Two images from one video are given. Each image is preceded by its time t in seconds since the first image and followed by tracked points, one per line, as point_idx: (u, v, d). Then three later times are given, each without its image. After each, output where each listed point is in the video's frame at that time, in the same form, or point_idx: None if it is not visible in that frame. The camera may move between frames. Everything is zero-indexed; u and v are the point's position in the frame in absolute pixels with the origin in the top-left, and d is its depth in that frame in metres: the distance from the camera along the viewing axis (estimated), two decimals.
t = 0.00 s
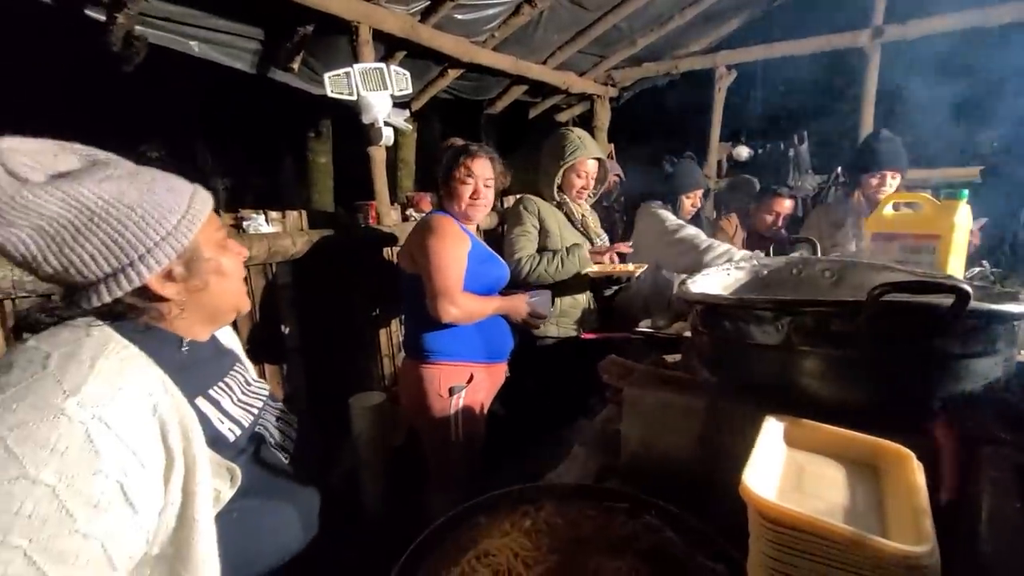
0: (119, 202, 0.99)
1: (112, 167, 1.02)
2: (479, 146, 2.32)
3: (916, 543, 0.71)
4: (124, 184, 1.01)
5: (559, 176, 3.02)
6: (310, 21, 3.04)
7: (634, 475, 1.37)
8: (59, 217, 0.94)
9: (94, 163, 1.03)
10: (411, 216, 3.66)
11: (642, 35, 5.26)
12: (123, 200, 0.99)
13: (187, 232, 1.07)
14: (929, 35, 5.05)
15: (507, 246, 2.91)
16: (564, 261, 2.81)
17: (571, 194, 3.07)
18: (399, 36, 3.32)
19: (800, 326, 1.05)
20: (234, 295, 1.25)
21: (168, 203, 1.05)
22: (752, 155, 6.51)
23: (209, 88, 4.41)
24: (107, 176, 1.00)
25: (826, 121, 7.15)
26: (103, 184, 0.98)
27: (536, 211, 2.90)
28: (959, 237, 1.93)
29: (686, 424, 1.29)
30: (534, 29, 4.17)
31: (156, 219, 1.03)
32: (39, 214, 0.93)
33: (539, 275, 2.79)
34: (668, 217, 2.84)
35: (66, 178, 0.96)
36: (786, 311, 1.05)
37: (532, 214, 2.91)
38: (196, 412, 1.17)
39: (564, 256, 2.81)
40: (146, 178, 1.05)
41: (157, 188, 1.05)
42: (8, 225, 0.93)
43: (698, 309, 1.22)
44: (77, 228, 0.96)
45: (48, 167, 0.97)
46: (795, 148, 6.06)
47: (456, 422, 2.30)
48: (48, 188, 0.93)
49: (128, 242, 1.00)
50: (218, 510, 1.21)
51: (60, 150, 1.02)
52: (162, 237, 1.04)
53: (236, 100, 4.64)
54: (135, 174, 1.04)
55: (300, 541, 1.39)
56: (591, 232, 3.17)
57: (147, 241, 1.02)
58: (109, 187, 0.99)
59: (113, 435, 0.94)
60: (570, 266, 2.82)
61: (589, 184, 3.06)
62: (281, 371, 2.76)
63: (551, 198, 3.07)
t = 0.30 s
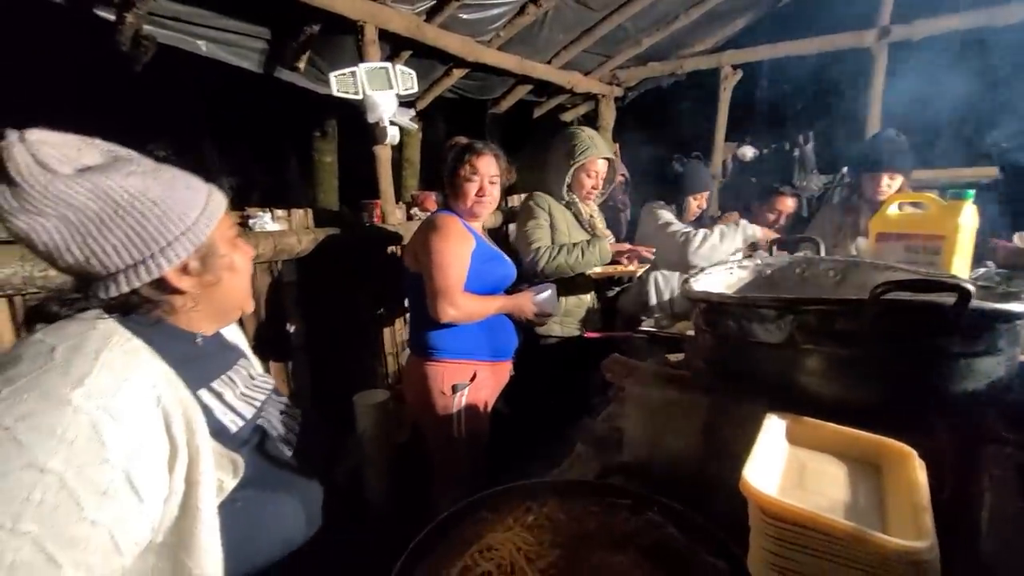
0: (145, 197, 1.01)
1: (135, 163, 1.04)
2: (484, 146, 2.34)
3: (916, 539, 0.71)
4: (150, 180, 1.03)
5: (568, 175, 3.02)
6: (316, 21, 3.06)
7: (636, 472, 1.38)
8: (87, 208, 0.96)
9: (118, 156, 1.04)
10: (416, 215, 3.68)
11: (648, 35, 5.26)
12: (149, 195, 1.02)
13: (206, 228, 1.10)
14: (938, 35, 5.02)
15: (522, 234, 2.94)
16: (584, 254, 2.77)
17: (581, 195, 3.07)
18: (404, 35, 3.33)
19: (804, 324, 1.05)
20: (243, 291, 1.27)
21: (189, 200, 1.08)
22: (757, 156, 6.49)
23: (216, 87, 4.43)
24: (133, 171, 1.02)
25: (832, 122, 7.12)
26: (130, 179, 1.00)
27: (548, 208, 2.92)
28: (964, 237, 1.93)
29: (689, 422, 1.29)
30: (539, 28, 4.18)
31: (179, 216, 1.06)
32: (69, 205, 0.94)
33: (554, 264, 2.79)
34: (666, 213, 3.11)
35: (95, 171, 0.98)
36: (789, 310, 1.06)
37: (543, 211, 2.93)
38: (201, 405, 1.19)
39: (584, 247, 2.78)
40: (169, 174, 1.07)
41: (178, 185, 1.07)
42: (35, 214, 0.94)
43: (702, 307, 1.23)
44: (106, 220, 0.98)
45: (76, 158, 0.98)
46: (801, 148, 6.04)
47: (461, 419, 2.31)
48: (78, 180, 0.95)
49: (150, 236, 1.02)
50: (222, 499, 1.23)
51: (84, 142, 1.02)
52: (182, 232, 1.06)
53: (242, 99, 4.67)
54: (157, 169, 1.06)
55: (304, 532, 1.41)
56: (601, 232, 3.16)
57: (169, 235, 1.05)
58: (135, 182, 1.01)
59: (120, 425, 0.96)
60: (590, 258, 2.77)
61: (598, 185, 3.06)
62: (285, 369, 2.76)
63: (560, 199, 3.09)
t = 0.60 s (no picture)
0: (146, 200, 1.04)
1: (135, 167, 1.07)
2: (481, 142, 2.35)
3: (911, 534, 0.73)
4: (151, 184, 1.05)
5: (578, 176, 3.02)
6: (321, 24, 3.09)
7: (638, 469, 1.40)
8: (89, 212, 0.98)
9: (119, 161, 1.07)
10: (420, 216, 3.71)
11: (652, 35, 5.26)
12: (149, 200, 1.04)
13: (207, 232, 1.13)
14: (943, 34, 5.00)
15: (528, 232, 2.96)
16: (591, 254, 2.80)
17: (590, 197, 3.08)
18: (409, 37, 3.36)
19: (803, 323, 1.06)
20: (242, 292, 1.30)
21: (189, 204, 1.10)
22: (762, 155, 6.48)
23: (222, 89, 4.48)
24: (134, 174, 1.04)
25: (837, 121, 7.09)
26: (132, 183, 1.03)
27: (556, 208, 2.94)
28: (968, 237, 1.93)
29: (690, 420, 1.31)
30: (543, 29, 4.19)
31: (178, 219, 1.08)
32: (71, 209, 0.97)
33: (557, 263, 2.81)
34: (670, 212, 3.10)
35: (94, 175, 1.00)
36: (789, 310, 1.07)
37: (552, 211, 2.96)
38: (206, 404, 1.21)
39: (590, 248, 2.81)
40: (169, 178, 1.10)
41: (179, 189, 1.10)
42: (38, 219, 0.97)
43: (703, 307, 1.24)
44: (106, 223, 1.00)
45: (78, 163, 1.00)
46: (805, 147, 6.03)
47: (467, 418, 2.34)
48: (81, 184, 0.97)
49: (150, 240, 1.04)
50: (230, 494, 1.25)
51: (87, 145, 1.05)
52: (183, 235, 1.08)
53: (248, 101, 4.71)
54: (157, 174, 1.09)
55: (309, 526, 1.43)
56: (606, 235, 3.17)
57: (170, 239, 1.07)
58: (136, 186, 1.03)
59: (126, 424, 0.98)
60: (595, 259, 2.80)
61: (607, 186, 3.07)
62: (293, 367, 2.82)
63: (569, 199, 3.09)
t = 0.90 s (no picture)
0: (146, 201, 1.05)
1: (136, 169, 1.09)
2: (483, 142, 2.35)
3: (918, 527, 0.74)
4: (149, 185, 1.07)
5: (583, 175, 3.01)
6: (327, 25, 3.11)
7: (644, 466, 1.41)
8: (90, 213, 1.00)
9: (119, 163, 1.09)
10: (425, 216, 3.73)
11: (656, 35, 5.27)
12: (150, 200, 1.06)
13: (207, 231, 1.14)
14: (948, 32, 4.98)
15: (533, 231, 2.99)
16: (595, 255, 2.84)
17: (596, 197, 3.09)
18: (414, 38, 3.38)
19: (808, 321, 1.07)
20: (242, 291, 1.32)
21: (189, 204, 1.12)
22: (766, 154, 6.47)
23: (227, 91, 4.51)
24: (134, 176, 1.06)
25: (841, 120, 7.08)
26: (132, 184, 1.04)
27: (562, 208, 2.95)
28: (974, 234, 1.92)
29: (696, 418, 1.32)
30: (547, 29, 4.21)
31: (177, 219, 1.09)
32: (74, 211, 0.99)
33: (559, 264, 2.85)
34: (678, 214, 2.96)
35: (97, 177, 1.02)
36: (794, 308, 1.08)
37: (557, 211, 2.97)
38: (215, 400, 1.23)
39: (594, 249, 2.84)
40: (167, 179, 1.12)
41: (178, 190, 1.11)
42: (41, 220, 0.98)
43: (708, 305, 1.24)
44: (107, 224, 1.01)
45: (79, 165, 1.02)
46: (810, 146, 6.01)
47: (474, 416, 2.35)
48: (82, 186, 0.99)
49: (151, 240, 1.06)
50: (239, 489, 1.28)
51: (88, 149, 1.07)
52: (183, 235, 1.10)
53: (253, 102, 4.73)
54: (158, 176, 1.11)
55: (313, 522, 1.45)
56: (613, 233, 3.19)
57: (171, 239, 1.08)
58: (136, 187, 1.05)
59: (140, 420, 1.00)
60: (599, 260, 2.84)
61: (612, 185, 3.07)
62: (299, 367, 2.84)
63: (574, 198, 3.10)
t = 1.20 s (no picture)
0: (137, 205, 1.06)
1: (131, 173, 1.10)
2: (484, 142, 2.37)
3: (917, 529, 0.74)
4: (141, 189, 1.08)
5: (583, 175, 3.01)
6: (329, 26, 3.11)
7: (644, 467, 1.41)
8: (80, 216, 1.01)
9: (116, 167, 1.11)
10: (427, 216, 3.74)
11: (657, 34, 5.26)
12: (141, 204, 1.06)
13: (198, 235, 1.14)
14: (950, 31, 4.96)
15: (532, 230, 3.01)
16: (591, 254, 2.87)
17: (597, 197, 3.09)
18: (415, 39, 3.38)
19: (810, 322, 1.07)
20: (239, 295, 1.31)
21: (182, 209, 1.13)
22: (768, 154, 6.46)
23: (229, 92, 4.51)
24: (127, 180, 1.07)
25: (844, 119, 7.06)
26: (124, 188, 1.05)
27: (562, 207, 2.96)
28: (975, 233, 1.93)
29: (697, 419, 1.32)
30: (548, 30, 4.20)
31: (167, 223, 1.09)
32: (64, 214, 0.99)
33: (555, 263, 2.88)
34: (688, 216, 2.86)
35: (90, 181, 1.03)
36: (795, 309, 1.08)
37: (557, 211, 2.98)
38: (212, 402, 1.24)
39: (592, 249, 2.87)
40: (161, 184, 1.12)
41: (171, 194, 1.12)
42: (31, 223, 0.99)
43: (709, 305, 1.24)
44: (97, 227, 1.02)
45: (75, 169, 1.04)
46: (812, 146, 6.00)
47: (477, 415, 2.36)
48: (73, 190, 1.00)
49: (141, 244, 1.06)
50: (236, 489, 1.29)
51: (86, 152, 1.09)
52: (173, 239, 1.10)
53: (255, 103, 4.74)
54: (153, 179, 1.12)
55: (309, 523, 1.45)
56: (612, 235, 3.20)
57: (161, 244, 1.08)
58: (128, 191, 1.05)
59: (140, 422, 1.01)
60: (595, 259, 2.87)
61: (612, 183, 3.07)
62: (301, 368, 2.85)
63: (574, 198, 3.09)
